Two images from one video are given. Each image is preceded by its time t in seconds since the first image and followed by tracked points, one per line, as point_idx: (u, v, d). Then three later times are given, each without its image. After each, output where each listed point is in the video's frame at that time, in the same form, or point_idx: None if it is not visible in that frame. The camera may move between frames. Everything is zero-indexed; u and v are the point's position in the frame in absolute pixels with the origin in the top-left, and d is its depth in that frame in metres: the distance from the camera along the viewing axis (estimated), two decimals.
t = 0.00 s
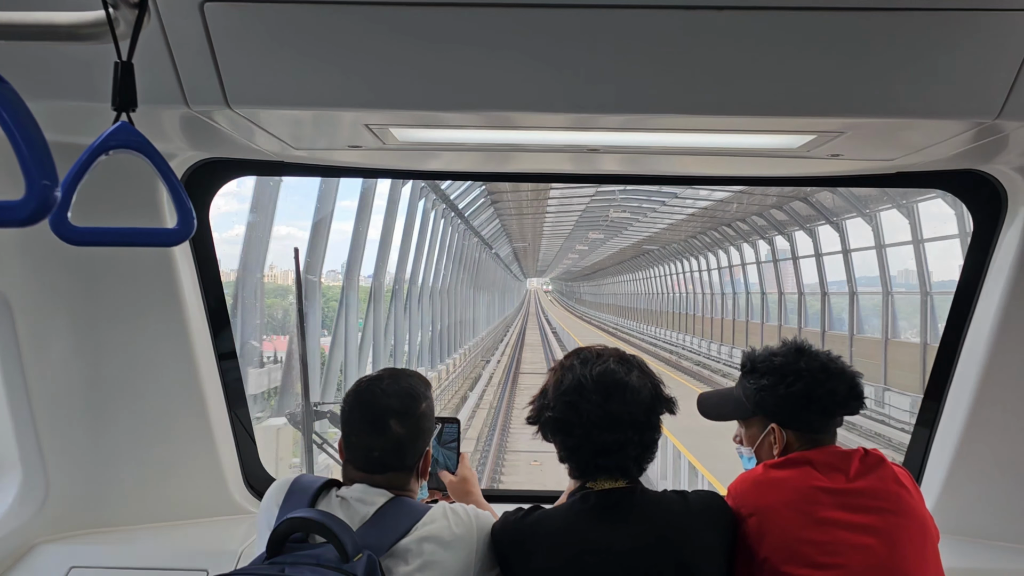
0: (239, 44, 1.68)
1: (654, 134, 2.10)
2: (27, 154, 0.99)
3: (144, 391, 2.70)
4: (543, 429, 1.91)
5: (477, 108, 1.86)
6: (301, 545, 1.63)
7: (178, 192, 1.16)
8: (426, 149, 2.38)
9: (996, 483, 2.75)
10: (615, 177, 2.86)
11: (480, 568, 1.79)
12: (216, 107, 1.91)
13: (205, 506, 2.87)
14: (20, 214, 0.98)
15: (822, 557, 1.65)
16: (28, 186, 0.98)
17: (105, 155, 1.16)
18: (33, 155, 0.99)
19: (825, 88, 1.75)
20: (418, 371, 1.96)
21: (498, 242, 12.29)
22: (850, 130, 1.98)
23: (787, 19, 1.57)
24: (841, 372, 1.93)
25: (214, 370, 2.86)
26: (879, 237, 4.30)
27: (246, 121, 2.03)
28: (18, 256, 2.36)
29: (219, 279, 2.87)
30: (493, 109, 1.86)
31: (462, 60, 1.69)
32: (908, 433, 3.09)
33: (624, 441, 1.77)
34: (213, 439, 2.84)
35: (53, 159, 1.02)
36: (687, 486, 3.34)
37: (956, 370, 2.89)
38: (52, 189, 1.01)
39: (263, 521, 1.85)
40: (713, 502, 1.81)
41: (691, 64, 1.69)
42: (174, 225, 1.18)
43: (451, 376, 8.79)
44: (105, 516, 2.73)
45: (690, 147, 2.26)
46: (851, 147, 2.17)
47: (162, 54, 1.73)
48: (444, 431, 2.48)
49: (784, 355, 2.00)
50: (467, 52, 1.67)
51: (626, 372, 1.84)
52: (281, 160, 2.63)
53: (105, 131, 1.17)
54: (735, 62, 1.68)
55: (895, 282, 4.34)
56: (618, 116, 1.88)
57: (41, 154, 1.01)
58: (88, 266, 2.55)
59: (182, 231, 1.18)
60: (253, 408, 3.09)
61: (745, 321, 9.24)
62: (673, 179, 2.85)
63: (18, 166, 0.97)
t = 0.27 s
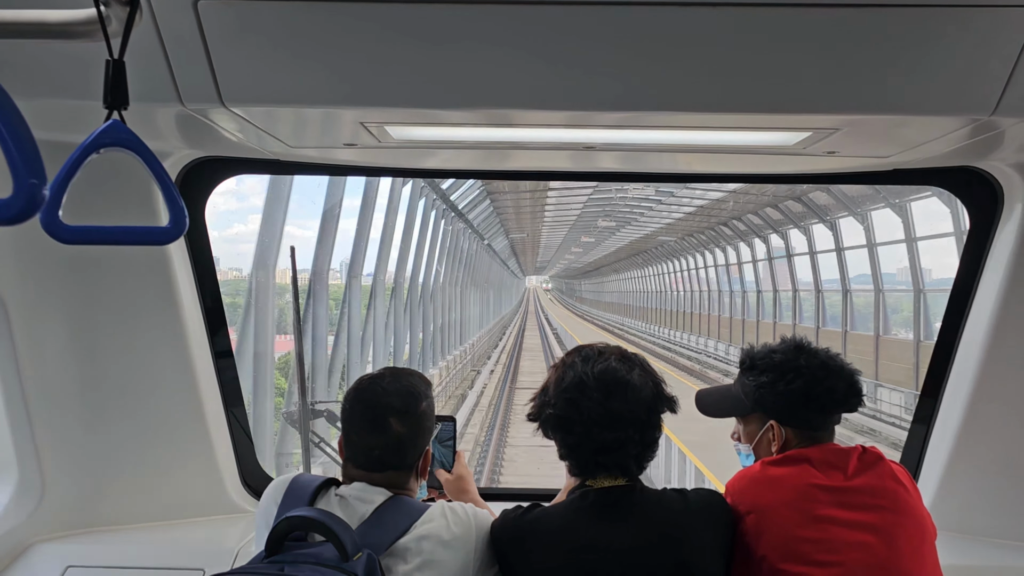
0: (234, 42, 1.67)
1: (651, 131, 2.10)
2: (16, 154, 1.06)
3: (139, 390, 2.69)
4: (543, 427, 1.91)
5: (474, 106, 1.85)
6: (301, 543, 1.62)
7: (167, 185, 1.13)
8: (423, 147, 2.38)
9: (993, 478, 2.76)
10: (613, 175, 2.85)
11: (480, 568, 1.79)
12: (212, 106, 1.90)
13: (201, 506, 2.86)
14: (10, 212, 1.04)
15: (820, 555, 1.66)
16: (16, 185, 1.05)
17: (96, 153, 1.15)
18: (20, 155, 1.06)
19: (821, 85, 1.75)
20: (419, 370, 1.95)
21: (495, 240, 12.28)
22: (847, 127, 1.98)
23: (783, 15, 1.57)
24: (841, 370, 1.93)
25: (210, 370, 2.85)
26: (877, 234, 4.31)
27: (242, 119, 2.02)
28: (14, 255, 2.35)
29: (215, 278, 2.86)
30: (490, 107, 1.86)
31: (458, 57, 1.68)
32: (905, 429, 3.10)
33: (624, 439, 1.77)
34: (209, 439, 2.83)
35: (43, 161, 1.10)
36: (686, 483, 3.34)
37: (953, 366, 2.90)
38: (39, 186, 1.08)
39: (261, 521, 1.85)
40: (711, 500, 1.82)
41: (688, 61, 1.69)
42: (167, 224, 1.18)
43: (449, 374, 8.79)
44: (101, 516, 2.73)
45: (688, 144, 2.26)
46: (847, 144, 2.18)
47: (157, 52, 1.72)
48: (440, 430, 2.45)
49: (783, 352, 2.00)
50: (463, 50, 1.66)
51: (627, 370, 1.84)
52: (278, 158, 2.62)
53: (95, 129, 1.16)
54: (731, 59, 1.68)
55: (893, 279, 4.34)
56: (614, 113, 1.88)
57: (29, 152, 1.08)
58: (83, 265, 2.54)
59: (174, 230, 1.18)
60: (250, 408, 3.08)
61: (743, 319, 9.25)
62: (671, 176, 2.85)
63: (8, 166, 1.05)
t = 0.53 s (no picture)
0: (229, 37, 1.66)
1: (649, 127, 2.09)
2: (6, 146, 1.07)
3: (137, 389, 2.69)
4: (540, 424, 1.90)
5: (469, 102, 1.84)
6: (296, 541, 1.62)
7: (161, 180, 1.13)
8: (420, 143, 2.37)
9: (994, 475, 2.74)
10: (612, 171, 2.85)
11: (475, 565, 1.78)
12: (208, 102, 1.89)
13: (199, 505, 2.85)
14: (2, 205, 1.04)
15: (818, 551, 1.65)
16: (8, 178, 1.06)
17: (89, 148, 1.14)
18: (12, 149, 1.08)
19: (820, 80, 1.74)
20: (415, 367, 1.94)
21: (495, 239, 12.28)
22: (845, 122, 1.97)
23: (778, 9, 1.56)
24: (836, 365, 1.92)
25: (209, 369, 2.85)
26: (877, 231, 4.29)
27: (238, 116, 2.02)
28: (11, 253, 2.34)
29: (213, 276, 2.85)
30: (487, 103, 1.85)
31: (455, 53, 1.67)
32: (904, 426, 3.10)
33: (621, 435, 1.76)
34: (207, 438, 2.82)
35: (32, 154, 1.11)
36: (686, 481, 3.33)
37: (952, 362, 2.88)
38: (31, 180, 1.09)
39: (257, 518, 1.84)
40: (709, 497, 1.81)
41: (686, 56, 1.68)
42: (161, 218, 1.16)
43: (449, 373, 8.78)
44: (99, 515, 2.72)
45: (686, 140, 2.25)
46: (845, 139, 2.17)
47: (153, 48, 1.71)
48: (438, 428, 2.44)
49: (778, 348, 2.00)
50: (458, 45, 1.66)
51: (624, 366, 1.83)
52: (276, 155, 2.61)
53: (88, 124, 1.15)
54: (728, 54, 1.68)
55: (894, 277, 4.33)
56: (612, 109, 1.87)
57: (20, 146, 1.09)
58: (80, 263, 2.53)
59: (168, 225, 1.16)
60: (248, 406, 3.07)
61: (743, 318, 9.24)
62: (670, 173, 2.84)
63: None
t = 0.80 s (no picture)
0: (230, 34, 1.66)
1: (648, 124, 2.09)
2: (19, 138, 1.04)
3: (138, 385, 2.69)
4: (535, 420, 1.90)
5: (470, 99, 1.84)
6: (292, 538, 1.62)
7: (170, 173, 1.17)
8: (419, 140, 2.37)
9: (993, 473, 2.74)
10: (610, 168, 2.84)
11: (471, 561, 1.78)
12: (211, 99, 1.89)
13: (199, 501, 2.86)
14: (14, 203, 1.01)
15: (813, 547, 1.64)
16: (21, 173, 1.02)
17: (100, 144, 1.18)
18: (24, 144, 1.04)
19: (823, 77, 1.73)
20: (408, 362, 1.95)
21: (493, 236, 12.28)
22: (846, 119, 1.96)
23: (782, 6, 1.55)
24: (830, 361, 1.92)
25: (209, 366, 2.85)
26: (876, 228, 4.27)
27: (239, 113, 2.01)
28: (13, 250, 2.35)
29: (213, 273, 2.86)
30: (488, 100, 1.85)
31: (457, 50, 1.67)
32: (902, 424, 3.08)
33: (617, 432, 1.76)
34: (208, 434, 2.83)
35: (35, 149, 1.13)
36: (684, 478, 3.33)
37: (951, 360, 2.88)
38: (44, 176, 1.05)
39: (255, 514, 1.85)
40: (705, 493, 1.80)
41: (689, 53, 1.68)
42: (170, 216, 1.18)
43: (447, 370, 8.79)
44: (101, 511, 2.73)
45: (686, 137, 2.24)
46: (845, 137, 2.16)
47: (155, 44, 1.71)
48: (441, 424, 2.42)
49: (772, 345, 1.99)
50: (459, 42, 1.65)
51: (618, 363, 1.83)
52: (275, 152, 2.61)
53: (97, 121, 1.18)
54: (730, 51, 1.67)
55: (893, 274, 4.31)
56: (613, 106, 1.87)
57: (31, 139, 1.05)
58: (82, 260, 2.54)
59: (176, 222, 1.18)
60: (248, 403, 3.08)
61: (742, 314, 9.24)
62: (669, 170, 2.83)
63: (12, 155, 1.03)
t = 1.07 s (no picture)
0: (224, 30, 1.66)
1: (642, 121, 2.09)
2: (11, 135, 1.04)
3: (132, 383, 2.69)
4: (527, 417, 1.90)
5: (464, 96, 1.84)
6: (285, 535, 1.62)
7: (161, 165, 1.16)
8: (413, 137, 2.37)
9: (986, 470, 2.75)
10: (604, 165, 2.84)
11: (465, 557, 1.78)
12: (204, 95, 1.88)
13: (194, 499, 2.85)
14: (5, 196, 1.02)
15: (807, 543, 1.65)
16: (13, 167, 1.03)
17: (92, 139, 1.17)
18: (18, 141, 1.05)
19: (818, 73, 1.73)
20: (399, 359, 1.95)
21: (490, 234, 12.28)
22: (839, 116, 1.97)
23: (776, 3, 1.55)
24: (822, 358, 1.92)
25: (203, 363, 2.85)
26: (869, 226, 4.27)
27: (233, 109, 2.01)
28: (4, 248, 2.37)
29: (206, 270, 2.86)
30: (483, 97, 1.84)
31: (452, 46, 1.67)
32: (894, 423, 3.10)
33: (608, 427, 1.76)
34: (202, 432, 2.83)
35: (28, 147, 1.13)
36: (677, 475, 3.33)
37: (944, 358, 2.89)
38: (37, 170, 1.07)
39: (247, 511, 1.84)
40: (698, 489, 1.81)
41: (684, 49, 1.68)
42: (161, 211, 1.18)
43: (443, 368, 8.79)
44: (95, 509, 2.73)
45: (680, 134, 2.25)
46: (839, 134, 2.17)
47: (148, 40, 1.70)
48: (435, 422, 2.43)
49: (764, 342, 2.00)
50: (453, 38, 1.65)
51: (610, 359, 1.84)
52: (269, 149, 2.61)
53: (88, 116, 1.18)
54: (724, 47, 1.67)
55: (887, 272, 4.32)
56: (607, 103, 1.86)
57: (24, 135, 1.06)
58: (75, 257, 2.53)
59: (168, 217, 1.18)
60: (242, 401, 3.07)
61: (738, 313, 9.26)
62: (662, 167, 2.84)
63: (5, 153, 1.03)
